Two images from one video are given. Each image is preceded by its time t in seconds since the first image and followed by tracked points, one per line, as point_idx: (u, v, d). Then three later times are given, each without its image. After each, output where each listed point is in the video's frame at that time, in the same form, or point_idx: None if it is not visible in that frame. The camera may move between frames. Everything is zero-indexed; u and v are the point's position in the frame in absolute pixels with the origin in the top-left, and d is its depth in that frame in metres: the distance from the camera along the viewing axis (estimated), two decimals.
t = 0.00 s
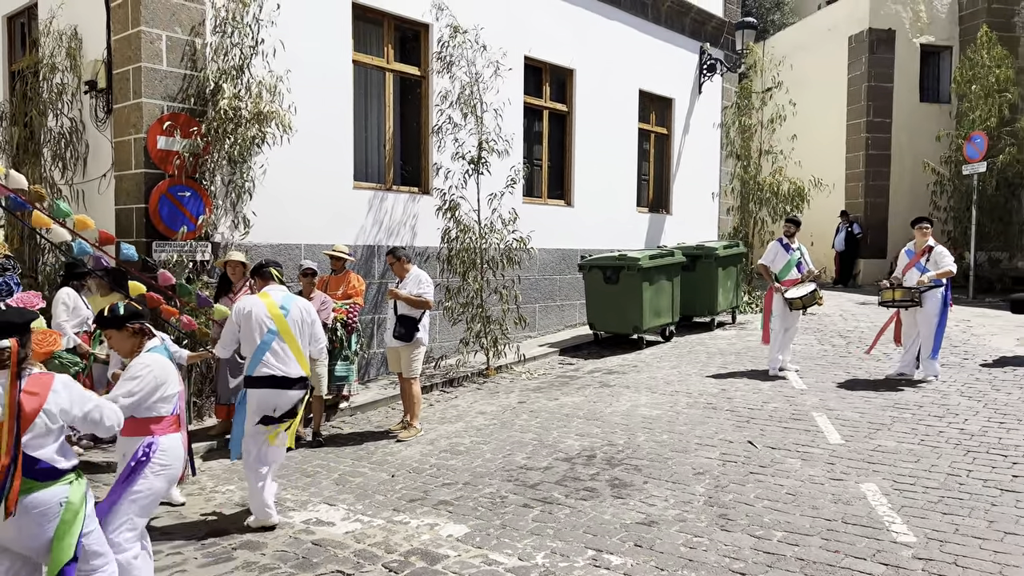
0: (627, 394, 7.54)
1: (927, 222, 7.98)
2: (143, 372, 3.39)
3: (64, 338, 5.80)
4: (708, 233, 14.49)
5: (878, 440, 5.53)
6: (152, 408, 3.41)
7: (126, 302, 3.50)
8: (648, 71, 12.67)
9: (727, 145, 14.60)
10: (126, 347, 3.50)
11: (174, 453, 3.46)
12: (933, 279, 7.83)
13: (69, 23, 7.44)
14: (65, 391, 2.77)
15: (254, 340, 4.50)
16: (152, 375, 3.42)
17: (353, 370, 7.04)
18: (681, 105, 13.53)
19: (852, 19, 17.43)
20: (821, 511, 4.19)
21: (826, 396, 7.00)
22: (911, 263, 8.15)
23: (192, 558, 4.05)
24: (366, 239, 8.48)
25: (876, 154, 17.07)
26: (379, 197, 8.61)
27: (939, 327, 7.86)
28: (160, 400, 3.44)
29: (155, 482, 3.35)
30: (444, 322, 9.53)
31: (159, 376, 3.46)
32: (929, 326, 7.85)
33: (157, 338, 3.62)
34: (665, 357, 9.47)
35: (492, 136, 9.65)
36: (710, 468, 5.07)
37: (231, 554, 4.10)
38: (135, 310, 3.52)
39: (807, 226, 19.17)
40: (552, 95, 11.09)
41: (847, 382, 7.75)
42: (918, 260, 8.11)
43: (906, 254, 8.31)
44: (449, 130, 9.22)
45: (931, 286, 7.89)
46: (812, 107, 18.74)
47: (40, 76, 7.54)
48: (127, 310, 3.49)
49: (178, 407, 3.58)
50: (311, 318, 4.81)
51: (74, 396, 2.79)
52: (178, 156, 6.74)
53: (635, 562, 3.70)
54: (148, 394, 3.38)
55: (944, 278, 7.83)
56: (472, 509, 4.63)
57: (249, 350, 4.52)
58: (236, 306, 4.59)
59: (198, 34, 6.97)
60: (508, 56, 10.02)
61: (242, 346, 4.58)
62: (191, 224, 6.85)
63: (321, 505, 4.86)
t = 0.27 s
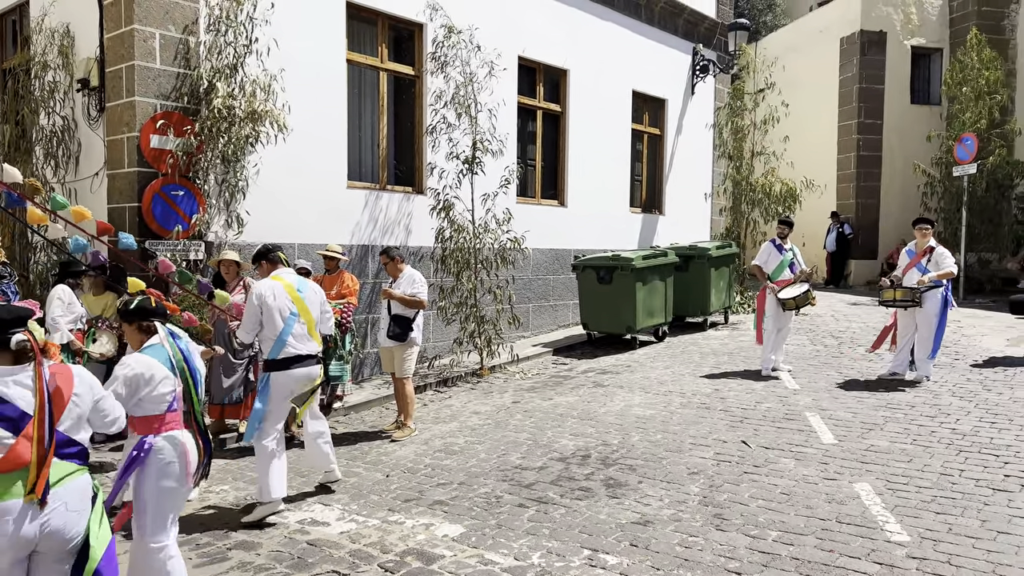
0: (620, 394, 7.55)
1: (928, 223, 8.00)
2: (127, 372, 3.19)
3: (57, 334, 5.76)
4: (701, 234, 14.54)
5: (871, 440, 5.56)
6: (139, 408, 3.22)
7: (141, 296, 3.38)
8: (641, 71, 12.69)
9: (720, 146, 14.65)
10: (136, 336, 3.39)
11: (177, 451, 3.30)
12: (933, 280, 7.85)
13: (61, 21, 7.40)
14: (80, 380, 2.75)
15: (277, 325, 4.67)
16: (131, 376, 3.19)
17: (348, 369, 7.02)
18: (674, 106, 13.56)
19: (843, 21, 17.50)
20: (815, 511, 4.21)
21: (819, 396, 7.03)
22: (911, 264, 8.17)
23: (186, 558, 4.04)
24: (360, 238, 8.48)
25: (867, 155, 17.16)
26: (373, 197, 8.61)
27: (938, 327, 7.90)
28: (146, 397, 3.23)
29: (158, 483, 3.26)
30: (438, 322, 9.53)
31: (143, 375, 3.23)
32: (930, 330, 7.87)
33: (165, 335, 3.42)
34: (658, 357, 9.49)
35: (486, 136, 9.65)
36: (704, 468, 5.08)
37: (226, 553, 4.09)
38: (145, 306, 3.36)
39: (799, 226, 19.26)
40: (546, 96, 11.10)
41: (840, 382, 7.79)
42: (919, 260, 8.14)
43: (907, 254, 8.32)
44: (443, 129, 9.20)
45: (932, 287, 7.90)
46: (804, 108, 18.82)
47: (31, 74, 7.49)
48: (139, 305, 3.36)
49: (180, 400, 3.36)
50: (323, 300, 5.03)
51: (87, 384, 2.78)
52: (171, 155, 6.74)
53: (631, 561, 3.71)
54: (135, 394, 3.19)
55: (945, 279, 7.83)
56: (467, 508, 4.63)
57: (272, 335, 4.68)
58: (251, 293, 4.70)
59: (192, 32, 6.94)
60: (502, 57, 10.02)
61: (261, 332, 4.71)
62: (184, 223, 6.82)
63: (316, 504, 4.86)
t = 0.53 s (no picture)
0: (618, 393, 7.55)
1: (928, 222, 8.02)
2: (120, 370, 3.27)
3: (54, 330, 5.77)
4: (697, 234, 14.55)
5: (868, 439, 5.57)
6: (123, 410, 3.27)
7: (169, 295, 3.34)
8: (637, 71, 12.70)
9: (715, 146, 14.67)
10: (156, 329, 3.36)
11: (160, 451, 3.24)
12: (935, 279, 7.86)
13: (56, 19, 7.36)
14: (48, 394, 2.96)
15: (302, 340, 4.66)
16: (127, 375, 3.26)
17: (345, 370, 6.98)
18: (670, 106, 13.57)
19: (838, 21, 17.55)
20: (814, 509, 4.21)
21: (816, 395, 7.04)
22: (911, 263, 8.20)
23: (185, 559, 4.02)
24: (358, 238, 8.47)
25: (862, 155, 17.22)
26: (370, 197, 8.59)
27: (938, 326, 7.95)
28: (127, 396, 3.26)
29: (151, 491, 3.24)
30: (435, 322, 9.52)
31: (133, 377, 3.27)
32: (931, 325, 7.93)
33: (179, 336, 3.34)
34: (655, 357, 9.50)
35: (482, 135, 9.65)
36: (703, 467, 5.08)
37: (225, 554, 4.07)
38: (167, 305, 3.33)
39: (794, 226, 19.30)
40: (542, 96, 11.10)
41: (836, 381, 7.80)
42: (919, 259, 8.17)
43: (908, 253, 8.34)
44: (440, 129, 9.19)
45: (933, 286, 7.91)
46: (799, 108, 18.85)
47: (27, 73, 7.45)
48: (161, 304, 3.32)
49: (174, 403, 3.29)
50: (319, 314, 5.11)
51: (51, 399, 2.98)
52: (167, 155, 6.69)
53: (631, 561, 3.70)
54: (122, 394, 3.26)
55: (945, 279, 7.85)
56: (466, 508, 4.62)
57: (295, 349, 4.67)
58: (277, 306, 4.58)
59: (188, 31, 6.92)
60: (499, 56, 10.02)
61: (284, 347, 4.64)
62: (181, 223, 6.77)
63: (314, 505, 4.84)
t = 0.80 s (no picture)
0: (618, 392, 7.55)
1: (930, 222, 8.00)
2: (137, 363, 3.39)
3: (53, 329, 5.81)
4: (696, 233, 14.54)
5: (870, 438, 5.57)
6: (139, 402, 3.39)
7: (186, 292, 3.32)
8: (636, 71, 12.70)
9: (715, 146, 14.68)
10: (173, 323, 3.40)
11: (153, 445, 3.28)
12: (935, 278, 7.86)
13: (56, 18, 7.34)
14: None
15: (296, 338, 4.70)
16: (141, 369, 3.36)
17: (345, 369, 6.97)
18: (669, 105, 13.57)
19: (837, 21, 17.56)
20: (817, 508, 4.21)
21: (817, 394, 7.04)
22: (913, 262, 8.19)
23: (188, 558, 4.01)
24: (357, 237, 8.46)
25: (861, 155, 17.23)
26: (370, 195, 8.58)
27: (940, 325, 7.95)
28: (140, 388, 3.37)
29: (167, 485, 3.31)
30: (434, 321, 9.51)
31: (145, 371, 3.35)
32: (930, 325, 7.97)
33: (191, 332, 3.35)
34: (655, 356, 9.49)
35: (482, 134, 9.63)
36: (705, 466, 5.08)
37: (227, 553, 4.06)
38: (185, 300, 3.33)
39: (792, 226, 19.32)
40: (542, 95, 11.08)
41: (837, 381, 7.80)
42: (920, 259, 8.16)
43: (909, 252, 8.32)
44: (440, 128, 9.17)
45: (934, 285, 7.92)
46: (798, 108, 18.86)
47: (26, 71, 7.38)
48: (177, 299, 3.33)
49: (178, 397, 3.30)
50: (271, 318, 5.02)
51: None
52: (168, 153, 6.68)
53: (635, 559, 3.70)
54: (138, 386, 3.37)
55: (947, 278, 7.85)
56: (468, 507, 4.61)
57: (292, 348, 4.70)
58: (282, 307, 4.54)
59: (188, 29, 6.90)
60: (500, 55, 10.01)
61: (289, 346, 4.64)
62: (181, 221, 6.75)
63: (316, 504, 4.83)
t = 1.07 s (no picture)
0: (621, 391, 7.55)
1: (931, 220, 8.04)
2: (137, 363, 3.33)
3: (55, 328, 5.84)
4: (697, 232, 14.54)
5: (874, 437, 5.57)
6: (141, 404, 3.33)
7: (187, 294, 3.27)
8: (638, 69, 12.69)
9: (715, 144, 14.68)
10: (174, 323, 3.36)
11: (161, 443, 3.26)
12: (936, 276, 7.84)
13: (58, 15, 7.32)
14: None
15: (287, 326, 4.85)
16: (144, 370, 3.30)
17: (347, 366, 7.02)
18: (670, 103, 13.56)
19: (838, 19, 17.55)
20: (822, 507, 4.22)
21: (819, 393, 7.04)
22: (913, 260, 8.16)
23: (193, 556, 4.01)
24: (359, 235, 8.45)
25: (862, 153, 17.23)
26: (373, 193, 8.58)
27: (940, 325, 7.94)
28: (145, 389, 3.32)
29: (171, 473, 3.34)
30: (436, 320, 9.51)
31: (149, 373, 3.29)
32: (931, 324, 7.96)
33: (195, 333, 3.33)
34: (657, 354, 9.49)
35: (485, 132, 9.63)
36: (709, 464, 5.08)
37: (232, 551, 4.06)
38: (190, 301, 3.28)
39: (793, 224, 19.32)
40: (543, 93, 11.07)
41: (839, 379, 7.81)
42: (921, 257, 8.13)
43: (909, 251, 8.31)
44: (442, 126, 9.17)
45: (934, 283, 7.90)
46: (799, 106, 18.86)
47: (27, 69, 7.34)
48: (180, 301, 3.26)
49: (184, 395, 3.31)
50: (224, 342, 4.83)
51: None
52: (170, 150, 6.67)
53: (640, 557, 3.70)
54: (139, 386, 3.32)
55: (947, 277, 7.84)
56: (473, 505, 4.62)
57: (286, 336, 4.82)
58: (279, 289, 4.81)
59: (191, 27, 6.89)
60: (502, 54, 10.01)
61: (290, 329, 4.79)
62: (182, 219, 6.74)
63: (320, 502, 4.83)
